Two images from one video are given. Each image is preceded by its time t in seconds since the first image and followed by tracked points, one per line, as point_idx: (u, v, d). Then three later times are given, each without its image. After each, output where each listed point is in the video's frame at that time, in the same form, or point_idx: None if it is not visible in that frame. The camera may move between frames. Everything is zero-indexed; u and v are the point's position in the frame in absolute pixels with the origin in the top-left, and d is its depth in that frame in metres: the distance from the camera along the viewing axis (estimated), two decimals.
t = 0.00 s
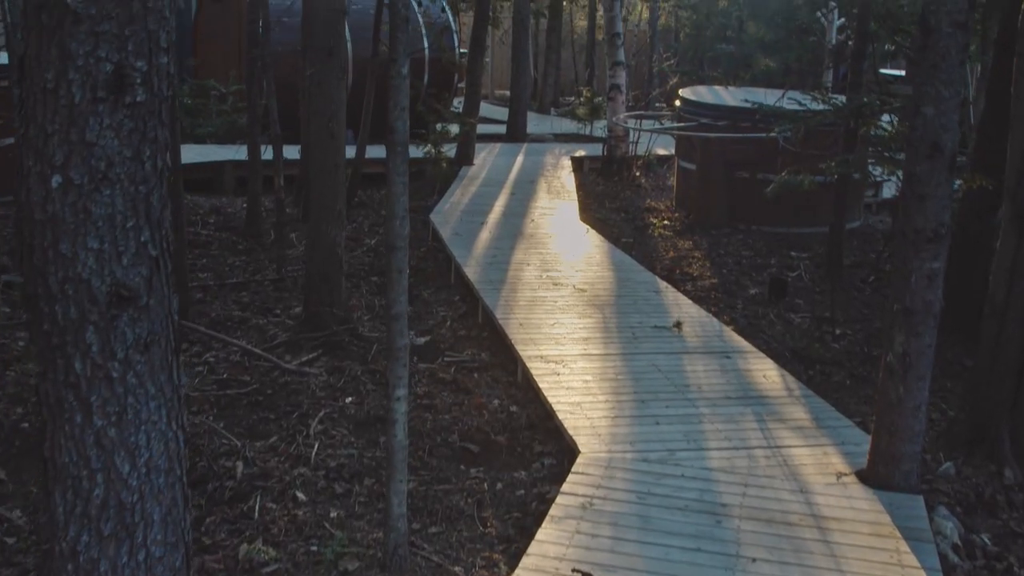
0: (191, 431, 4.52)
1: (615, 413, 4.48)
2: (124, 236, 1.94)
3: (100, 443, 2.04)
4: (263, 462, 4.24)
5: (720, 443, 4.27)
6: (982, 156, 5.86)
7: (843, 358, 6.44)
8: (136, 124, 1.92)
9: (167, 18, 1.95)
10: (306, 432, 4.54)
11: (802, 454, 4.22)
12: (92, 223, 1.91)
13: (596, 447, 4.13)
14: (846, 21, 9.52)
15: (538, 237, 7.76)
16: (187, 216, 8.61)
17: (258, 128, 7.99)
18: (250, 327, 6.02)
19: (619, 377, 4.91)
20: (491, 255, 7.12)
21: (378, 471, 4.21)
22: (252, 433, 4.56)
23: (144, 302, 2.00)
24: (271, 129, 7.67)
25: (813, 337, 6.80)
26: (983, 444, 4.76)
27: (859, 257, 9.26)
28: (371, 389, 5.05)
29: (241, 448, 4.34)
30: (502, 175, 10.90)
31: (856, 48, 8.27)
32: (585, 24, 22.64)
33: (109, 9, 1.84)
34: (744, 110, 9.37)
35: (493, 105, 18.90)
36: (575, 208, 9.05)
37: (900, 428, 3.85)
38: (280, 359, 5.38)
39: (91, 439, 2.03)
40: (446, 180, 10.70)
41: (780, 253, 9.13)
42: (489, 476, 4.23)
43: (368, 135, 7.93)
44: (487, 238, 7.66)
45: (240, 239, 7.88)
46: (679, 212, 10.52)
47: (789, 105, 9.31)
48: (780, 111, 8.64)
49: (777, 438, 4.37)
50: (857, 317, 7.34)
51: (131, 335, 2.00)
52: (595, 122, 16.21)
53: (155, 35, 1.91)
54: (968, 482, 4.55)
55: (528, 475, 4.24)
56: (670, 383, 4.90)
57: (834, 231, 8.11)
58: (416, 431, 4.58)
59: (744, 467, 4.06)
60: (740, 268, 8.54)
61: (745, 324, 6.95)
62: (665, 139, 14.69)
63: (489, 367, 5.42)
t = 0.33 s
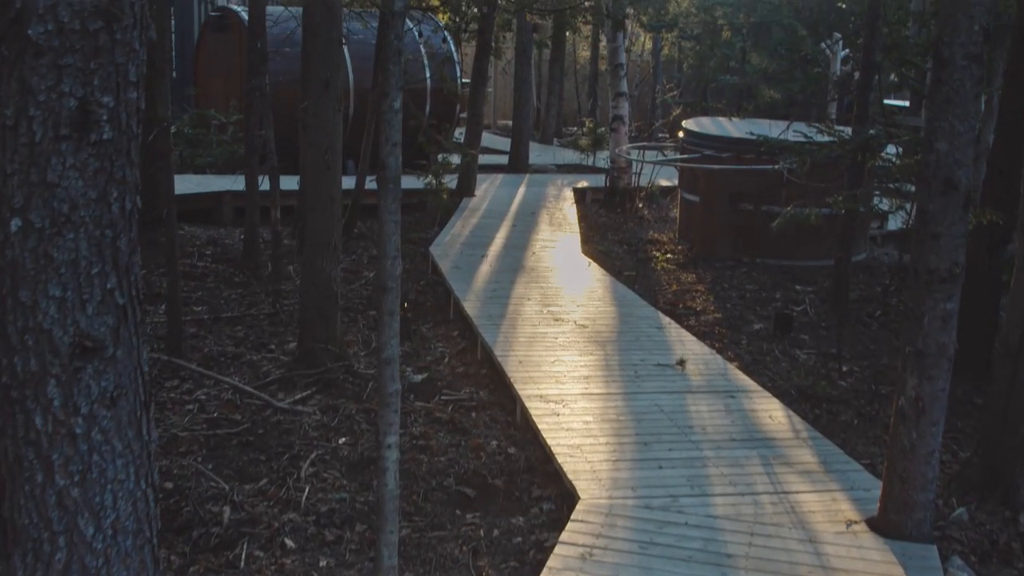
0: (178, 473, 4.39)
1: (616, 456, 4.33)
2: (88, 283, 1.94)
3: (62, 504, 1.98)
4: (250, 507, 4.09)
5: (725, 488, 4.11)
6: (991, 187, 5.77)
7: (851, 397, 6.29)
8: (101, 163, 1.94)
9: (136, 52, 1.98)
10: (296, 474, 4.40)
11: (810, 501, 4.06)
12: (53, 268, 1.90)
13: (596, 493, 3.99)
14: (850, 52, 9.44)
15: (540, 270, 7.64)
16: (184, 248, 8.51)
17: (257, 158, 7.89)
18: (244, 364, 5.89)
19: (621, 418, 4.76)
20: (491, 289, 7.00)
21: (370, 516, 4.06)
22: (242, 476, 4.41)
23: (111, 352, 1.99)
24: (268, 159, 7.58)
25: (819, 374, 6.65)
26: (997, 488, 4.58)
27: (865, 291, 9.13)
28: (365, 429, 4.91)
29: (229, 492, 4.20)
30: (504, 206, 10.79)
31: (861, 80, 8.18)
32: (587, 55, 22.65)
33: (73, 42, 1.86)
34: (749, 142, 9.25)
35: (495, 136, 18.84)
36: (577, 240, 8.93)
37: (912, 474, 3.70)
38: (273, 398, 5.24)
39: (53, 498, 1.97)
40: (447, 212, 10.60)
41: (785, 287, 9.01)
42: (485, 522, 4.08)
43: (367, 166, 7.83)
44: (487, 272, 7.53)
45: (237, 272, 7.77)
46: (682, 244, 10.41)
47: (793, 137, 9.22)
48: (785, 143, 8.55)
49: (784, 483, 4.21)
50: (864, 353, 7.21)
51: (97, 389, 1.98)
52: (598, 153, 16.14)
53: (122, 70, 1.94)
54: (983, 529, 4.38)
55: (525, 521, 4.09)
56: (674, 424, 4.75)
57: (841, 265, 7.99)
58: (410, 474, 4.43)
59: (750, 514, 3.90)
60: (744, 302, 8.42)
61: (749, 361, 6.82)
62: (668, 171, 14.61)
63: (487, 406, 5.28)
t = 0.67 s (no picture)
0: (159, 514, 4.23)
1: (612, 498, 4.18)
2: (43, 328, 2.07)
3: (12, 564, 2.06)
4: (232, 551, 3.93)
5: (725, 532, 3.96)
6: (995, 219, 5.66)
7: (853, 433, 6.15)
8: (56, 199, 2.08)
9: (95, 77, 2.14)
10: (280, 516, 4.24)
11: (814, 545, 3.91)
12: (6, 312, 2.02)
13: (591, 537, 3.83)
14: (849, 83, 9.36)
15: (535, 303, 7.50)
16: (173, 278, 8.37)
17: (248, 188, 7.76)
18: (231, 399, 5.74)
19: (617, 458, 4.61)
20: (485, 322, 6.85)
21: (356, 561, 3.90)
22: (224, 517, 4.25)
23: (66, 402, 2.12)
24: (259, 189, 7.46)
25: (820, 410, 6.51)
26: (1007, 531, 4.43)
27: (865, 324, 9.01)
28: (353, 468, 4.75)
29: (209, 536, 4.04)
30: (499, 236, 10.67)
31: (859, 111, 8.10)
32: (583, 84, 22.62)
33: (26, 68, 2.00)
34: (747, 173, 9.10)
35: (490, 165, 18.75)
36: (573, 272, 8.80)
37: (922, 519, 3.55)
38: (258, 435, 5.09)
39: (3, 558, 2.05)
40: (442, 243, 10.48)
41: (784, 319, 8.91)
42: (476, 567, 3.91)
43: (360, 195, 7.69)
44: (482, 304, 7.39)
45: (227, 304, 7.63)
46: (679, 276, 10.29)
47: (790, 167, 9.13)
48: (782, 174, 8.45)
49: (786, 527, 4.06)
50: (865, 389, 7.08)
51: (50, 441, 2.10)
52: (594, 183, 16.04)
53: (79, 96, 2.09)
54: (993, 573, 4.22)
55: (518, 566, 3.93)
56: (672, 464, 4.60)
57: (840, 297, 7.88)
58: (399, 516, 4.27)
59: (751, 560, 3.74)
60: (743, 335, 8.30)
61: (748, 396, 6.68)
62: (665, 201, 14.52)
63: (480, 444, 5.13)
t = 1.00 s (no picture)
0: (139, 559, 4.06)
1: (610, 542, 4.03)
2: None
3: None
4: None
5: None
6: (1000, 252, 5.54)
7: (857, 471, 6.00)
8: (10, 238, 2.19)
9: (50, 104, 2.25)
10: (265, 561, 4.08)
11: None
12: None
13: None
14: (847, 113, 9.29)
15: (531, 336, 7.35)
16: (162, 309, 8.22)
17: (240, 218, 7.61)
18: (217, 435, 5.57)
19: (616, 499, 4.45)
20: (479, 357, 6.70)
21: None
22: (207, 561, 4.08)
23: (17, 458, 2.25)
24: (249, 218, 7.32)
25: (822, 447, 6.37)
26: None
27: (866, 358, 8.89)
28: (342, 509, 4.58)
29: None
30: (494, 267, 10.55)
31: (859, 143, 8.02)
32: (580, 114, 22.60)
33: None
34: (744, 203, 8.97)
35: (485, 195, 18.66)
36: (570, 304, 8.66)
37: (932, 568, 3.40)
38: (245, 474, 4.93)
39: None
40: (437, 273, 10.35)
41: (783, 352, 8.79)
42: None
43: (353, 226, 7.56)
44: (477, 337, 7.24)
45: (216, 336, 7.48)
46: (676, 307, 10.16)
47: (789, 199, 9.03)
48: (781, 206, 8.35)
49: (791, 572, 3.90)
50: (868, 425, 6.94)
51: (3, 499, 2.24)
52: (590, 213, 15.94)
53: (31, 124, 2.21)
54: None
55: None
56: (672, 505, 4.44)
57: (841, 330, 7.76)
58: (388, 561, 4.11)
59: None
60: (742, 369, 8.17)
61: (749, 432, 6.53)
62: (662, 231, 14.41)
63: (473, 483, 4.97)
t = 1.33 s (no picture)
0: None
1: None
2: None
3: None
4: None
5: None
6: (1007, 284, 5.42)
7: (864, 510, 5.84)
8: None
9: None
10: None
11: None
12: None
13: None
14: (846, 144, 9.19)
15: (528, 371, 7.21)
16: (153, 341, 8.09)
17: (233, 248, 7.49)
18: (206, 474, 5.40)
19: (615, 542, 4.29)
20: (475, 392, 6.55)
21: None
22: None
23: None
24: (242, 250, 7.20)
25: (827, 484, 6.21)
26: None
27: (869, 392, 8.74)
28: (331, 552, 4.41)
29: None
30: (492, 299, 10.41)
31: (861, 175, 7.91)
32: (579, 143, 22.55)
33: None
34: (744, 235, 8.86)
35: (483, 225, 18.57)
36: (568, 337, 8.52)
37: None
38: (232, 515, 4.77)
39: None
40: (433, 305, 10.21)
41: (785, 386, 8.65)
42: None
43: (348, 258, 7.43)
44: (474, 371, 7.10)
45: (209, 369, 7.34)
46: (676, 340, 10.03)
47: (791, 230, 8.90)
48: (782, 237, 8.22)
49: None
50: (874, 462, 6.79)
51: None
52: (589, 244, 15.83)
53: None
54: None
55: None
56: (673, 549, 4.28)
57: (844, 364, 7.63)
58: None
59: None
60: (743, 403, 8.03)
61: (752, 469, 6.38)
62: (662, 262, 14.30)
63: (468, 524, 4.82)
